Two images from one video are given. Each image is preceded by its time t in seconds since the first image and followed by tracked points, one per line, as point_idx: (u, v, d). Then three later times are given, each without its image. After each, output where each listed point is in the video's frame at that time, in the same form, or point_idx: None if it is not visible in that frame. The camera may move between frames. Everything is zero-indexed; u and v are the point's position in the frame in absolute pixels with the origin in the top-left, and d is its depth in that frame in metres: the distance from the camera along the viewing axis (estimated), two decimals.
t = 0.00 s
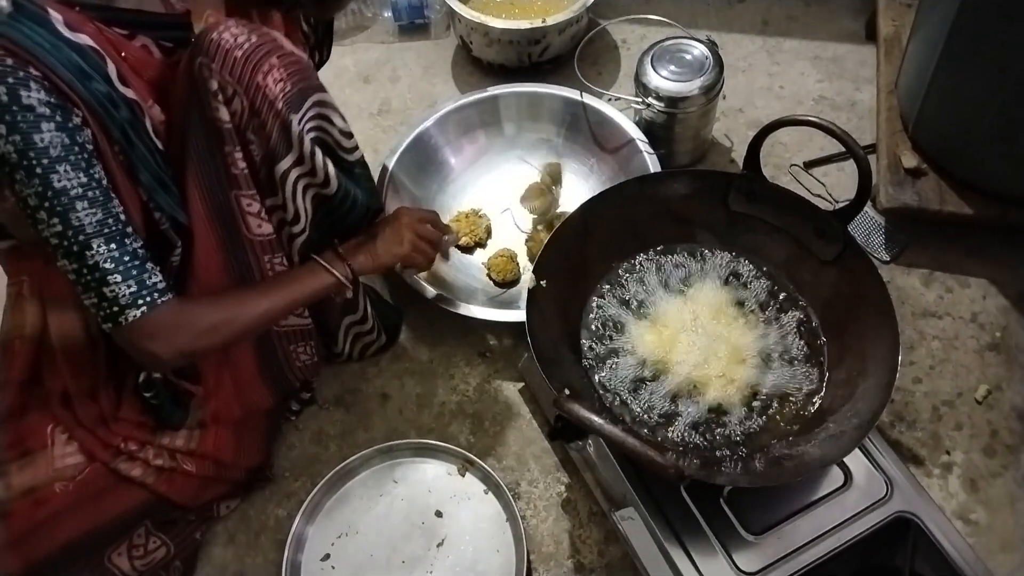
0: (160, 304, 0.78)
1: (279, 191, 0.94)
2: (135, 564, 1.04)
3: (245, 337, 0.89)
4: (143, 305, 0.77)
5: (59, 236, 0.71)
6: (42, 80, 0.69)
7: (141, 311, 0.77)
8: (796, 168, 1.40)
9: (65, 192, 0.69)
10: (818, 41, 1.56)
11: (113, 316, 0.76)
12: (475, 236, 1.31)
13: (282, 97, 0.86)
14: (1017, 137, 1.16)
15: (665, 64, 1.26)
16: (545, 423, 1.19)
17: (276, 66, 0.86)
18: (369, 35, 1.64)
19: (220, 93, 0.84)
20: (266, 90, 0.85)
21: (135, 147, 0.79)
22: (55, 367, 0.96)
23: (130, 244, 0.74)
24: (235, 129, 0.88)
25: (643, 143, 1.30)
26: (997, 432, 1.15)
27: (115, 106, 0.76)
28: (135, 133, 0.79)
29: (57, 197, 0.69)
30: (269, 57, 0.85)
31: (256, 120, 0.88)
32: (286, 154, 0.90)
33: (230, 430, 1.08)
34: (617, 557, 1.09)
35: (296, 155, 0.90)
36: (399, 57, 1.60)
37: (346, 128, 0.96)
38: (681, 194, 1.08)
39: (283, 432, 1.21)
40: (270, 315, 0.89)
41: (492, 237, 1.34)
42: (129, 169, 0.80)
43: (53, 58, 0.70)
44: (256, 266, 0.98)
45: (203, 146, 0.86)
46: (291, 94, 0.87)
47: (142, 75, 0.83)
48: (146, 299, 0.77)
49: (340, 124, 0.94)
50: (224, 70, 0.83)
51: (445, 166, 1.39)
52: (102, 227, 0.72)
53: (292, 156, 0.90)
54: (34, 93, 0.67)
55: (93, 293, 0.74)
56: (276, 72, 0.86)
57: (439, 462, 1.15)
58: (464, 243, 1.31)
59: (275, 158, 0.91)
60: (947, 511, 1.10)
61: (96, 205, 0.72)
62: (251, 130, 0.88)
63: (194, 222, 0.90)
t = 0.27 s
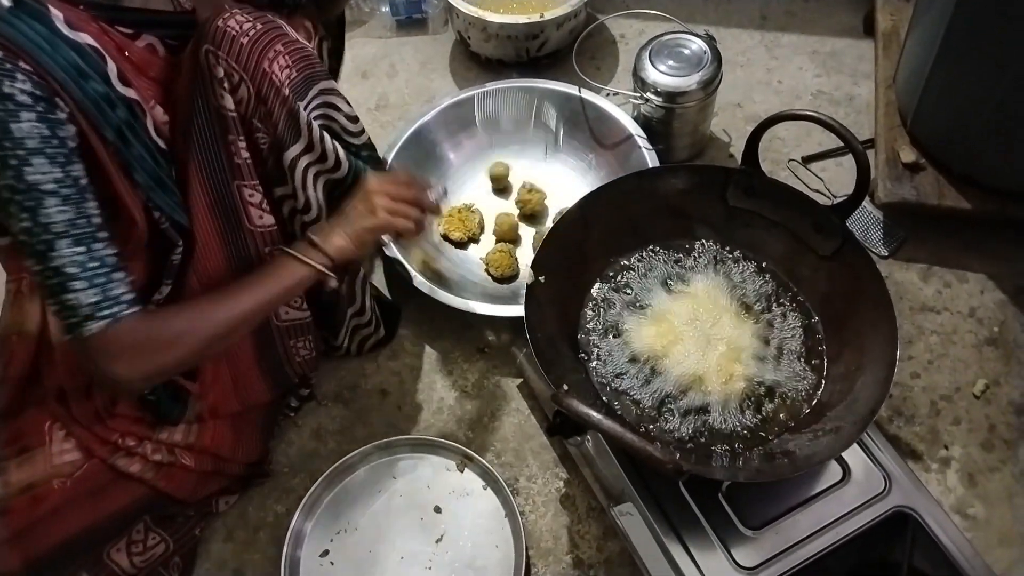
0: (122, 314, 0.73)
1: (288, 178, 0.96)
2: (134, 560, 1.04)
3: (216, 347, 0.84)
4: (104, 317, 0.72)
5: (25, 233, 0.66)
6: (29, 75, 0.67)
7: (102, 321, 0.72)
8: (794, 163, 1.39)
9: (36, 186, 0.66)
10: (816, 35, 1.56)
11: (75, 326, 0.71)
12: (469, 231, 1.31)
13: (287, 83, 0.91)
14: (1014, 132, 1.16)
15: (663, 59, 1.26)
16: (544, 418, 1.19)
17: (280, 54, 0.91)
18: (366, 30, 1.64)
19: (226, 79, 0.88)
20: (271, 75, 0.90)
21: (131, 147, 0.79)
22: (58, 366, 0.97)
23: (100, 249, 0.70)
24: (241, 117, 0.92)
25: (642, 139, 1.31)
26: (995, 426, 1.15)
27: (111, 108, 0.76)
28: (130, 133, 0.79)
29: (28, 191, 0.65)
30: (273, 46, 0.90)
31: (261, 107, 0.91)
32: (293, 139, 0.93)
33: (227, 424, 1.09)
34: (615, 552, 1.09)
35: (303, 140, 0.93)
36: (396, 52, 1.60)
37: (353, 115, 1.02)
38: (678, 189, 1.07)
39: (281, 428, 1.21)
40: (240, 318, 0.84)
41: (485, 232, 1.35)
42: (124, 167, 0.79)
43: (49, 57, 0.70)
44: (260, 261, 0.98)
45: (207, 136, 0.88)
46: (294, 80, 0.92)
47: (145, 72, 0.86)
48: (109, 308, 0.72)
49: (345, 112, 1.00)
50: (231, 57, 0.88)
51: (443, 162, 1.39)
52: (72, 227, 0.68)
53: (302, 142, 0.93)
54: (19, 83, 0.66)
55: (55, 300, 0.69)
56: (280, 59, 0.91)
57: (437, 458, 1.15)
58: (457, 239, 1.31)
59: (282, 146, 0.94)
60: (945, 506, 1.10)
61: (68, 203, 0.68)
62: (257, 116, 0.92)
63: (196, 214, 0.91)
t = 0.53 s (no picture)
0: (105, 270, 0.70)
1: (281, 187, 0.98)
2: (127, 565, 1.04)
3: (231, 348, 0.78)
4: (82, 271, 0.69)
5: None
6: None
7: (80, 277, 0.69)
8: (788, 163, 1.40)
9: None
10: (810, 35, 1.56)
11: (58, 283, 0.69)
12: (463, 232, 1.31)
13: (278, 92, 0.94)
14: (1008, 132, 1.16)
15: (657, 59, 1.26)
16: (539, 419, 1.19)
17: (273, 62, 0.94)
18: (361, 31, 1.64)
19: (217, 88, 0.91)
20: (262, 85, 0.92)
21: (92, 137, 0.78)
22: (42, 370, 0.92)
23: (72, 197, 0.70)
24: (232, 126, 0.94)
25: (636, 139, 1.30)
26: (989, 425, 1.15)
27: (81, 96, 0.77)
28: (95, 123, 0.79)
29: None
30: (264, 55, 0.94)
31: (253, 116, 0.93)
32: (286, 148, 0.95)
33: (221, 430, 1.08)
34: (611, 553, 1.09)
35: (296, 148, 0.95)
36: (391, 53, 1.60)
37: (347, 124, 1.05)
38: (673, 189, 1.08)
39: (276, 430, 1.21)
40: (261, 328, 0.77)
41: (480, 233, 1.35)
42: (82, 154, 0.77)
43: (22, 35, 0.72)
44: (253, 267, 0.99)
45: (197, 142, 0.90)
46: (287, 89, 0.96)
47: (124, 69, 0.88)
48: (88, 260, 0.69)
49: (338, 120, 1.04)
50: (222, 66, 0.90)
51: (437, 163, 1.39)
52: (40, 176, 0.69)
53: (295, 149, 0.95)
54: None
55: (35, 256, 0.69)
56: (273, 67, 0.94)
57: (433, 460, 1.15)
58: (452, 240, 1.30)
59: (274, 155, 0.96)
60: (940, 505, 1.10)
61: (33, 150, 0.69)
62: (248, 125, 0.94)
63: (185, 217, 0.91)
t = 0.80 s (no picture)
0: (132, 232, 0.69)
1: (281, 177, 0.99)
2: (125, 564, 1.03)
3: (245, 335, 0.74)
4: (108, 232, 0.68)
5: (18, 153, 0.67)
6: (10, 16, 0.72)
7: (107, 238, 0.68)
8: (785, 161, 1.40)
9: (22, 100, 0.68)
10: (807, 33, 1.56)
11: (80, 247, 0.68)
12: (459, 230, 1.30)
13: (281, 80, 0.93)
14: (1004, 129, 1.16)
15: (653, 57, 1.26)
16: (536, 418, 1.19)
17: (275, 49, 0.93)
18: (356, 30, 1.63)
19: (221, 75, 0.93)
20: (264, 71, 0.92)
21: (107, 124, 0.82)
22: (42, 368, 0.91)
23: (98, 163, 0.70)
24: (235, 112, 0.96)
25: (632, 137, 1.30)
26: (986, 423, 1.15)
27: (97, 78, 0.81)
28: (110, 108, 0.83)
29: (15, 105, 0.67)
30: (266, 44, 0.93)
31: (255, 103, 0.95)
32: (286, 138, 0.95)
33: (216, 423, 1.08)
34: (608, 552, 1.08)
35: (296, 139, 0.95)
36: (387, 52, 1.60)
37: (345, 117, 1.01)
38: (668, 187, 1.07)
39: (273, 429, 1.21)
40: (297, 311, 0.73)
41: (477, 232, 1.35)
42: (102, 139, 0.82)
43: (39, 17, 0.74)
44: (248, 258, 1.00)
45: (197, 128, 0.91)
46: (290, 77, 0.94)
47: (133, 57, 0.91)
48: (114, 224, 0.68)
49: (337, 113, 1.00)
50: (226, 52, 0.93)
51: (433, 162, 1.39)
52: (65, 139, 0.69)
53: (295, 141, 0.95)
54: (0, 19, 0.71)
55: (56, 220, 0.68)
56: (275, 55, 0.93)
57: (430, 459, 1.15)
58: (448, 239, 1.30)
59: (275, 143, 0.96)
60: (937, 503, 1.10)
61: (59, 115, 0.70)
62: (250, 112, 0.96)
63: (183, 205, 0.92)
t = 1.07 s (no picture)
0: (163, 252, 0.71)
1: (297, 149, 1.02)
2: (125, 557, 1.06)
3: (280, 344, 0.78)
4: (141, 252, 0.70)
5: (46, 172, 0.68)
6: (30, 27, 0.70)
7: (141, 258, 0.70)
8: (785, 157, 1.39)
9: (48, 119, 0.68)
10: (807, 29, 1.55)
11: (114, 266, 0.70)
12: (458, 229, 1.30)
13: (297, 51, 0.98)
14: (1005, 124, 1.15)
15: (653, 54, 1.26)
16: (537, 416, 1.19)
17: (290, 22, 0.99)
18: (355, 28, 1.63)
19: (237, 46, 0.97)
20: (281, 41, 0.98)
21: (130, 122, 0.83)
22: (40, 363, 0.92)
23: (125, 181, 0.70)
24: (252, 84, 1.00)
25: (632, 134, 1.29)
26: (988, 419, 1.15)
27: (114, 80, 0.81)
28: (130, 107, 0.83)
29: (41, 125, 0.67)
30: (283, 15, 0.99)
31: (272, 74, 1.00)
32: (304, 108, 0.99)
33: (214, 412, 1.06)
34: (609, 550, 1.08)
35: (313, 108, 0.99)
36: (387, 50, 1.59)
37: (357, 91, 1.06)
38: (668, 184, 1.09)
39: (273, 427, 1.21)
40: (320, 325, 0.77)
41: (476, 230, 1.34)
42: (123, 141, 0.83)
43: (56, 27, 0.74)
44: (252, 236, 1.00)
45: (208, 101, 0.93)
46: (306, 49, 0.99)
47: (144, 53, 0.92)
48: (145, 243, 0.70)
49: (349, 87, 1.05)
50: (244, 24, 0.98)
51: (432, 159, 1.39)
52: (91, 158, 0.69)
53: (312, 111, 0.99)
54: (20, 33, 0.69)
55: (90, 238, 0.69)
56: (291, 26, 0.99)
57: (430, 458, 1.15)
58: (448, 237, 1.30)
59: (292, 115, 1.00)
60: (939, 500, 1.10)
61: (84, 133, 0.70)
62: (268, 82, 1.00)
63: (192, 186, 0.91)
